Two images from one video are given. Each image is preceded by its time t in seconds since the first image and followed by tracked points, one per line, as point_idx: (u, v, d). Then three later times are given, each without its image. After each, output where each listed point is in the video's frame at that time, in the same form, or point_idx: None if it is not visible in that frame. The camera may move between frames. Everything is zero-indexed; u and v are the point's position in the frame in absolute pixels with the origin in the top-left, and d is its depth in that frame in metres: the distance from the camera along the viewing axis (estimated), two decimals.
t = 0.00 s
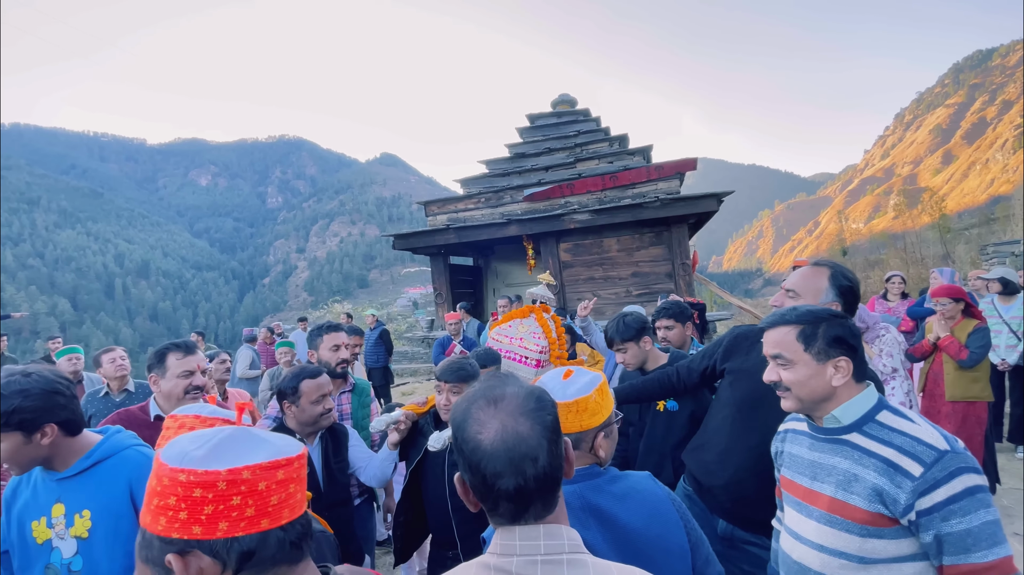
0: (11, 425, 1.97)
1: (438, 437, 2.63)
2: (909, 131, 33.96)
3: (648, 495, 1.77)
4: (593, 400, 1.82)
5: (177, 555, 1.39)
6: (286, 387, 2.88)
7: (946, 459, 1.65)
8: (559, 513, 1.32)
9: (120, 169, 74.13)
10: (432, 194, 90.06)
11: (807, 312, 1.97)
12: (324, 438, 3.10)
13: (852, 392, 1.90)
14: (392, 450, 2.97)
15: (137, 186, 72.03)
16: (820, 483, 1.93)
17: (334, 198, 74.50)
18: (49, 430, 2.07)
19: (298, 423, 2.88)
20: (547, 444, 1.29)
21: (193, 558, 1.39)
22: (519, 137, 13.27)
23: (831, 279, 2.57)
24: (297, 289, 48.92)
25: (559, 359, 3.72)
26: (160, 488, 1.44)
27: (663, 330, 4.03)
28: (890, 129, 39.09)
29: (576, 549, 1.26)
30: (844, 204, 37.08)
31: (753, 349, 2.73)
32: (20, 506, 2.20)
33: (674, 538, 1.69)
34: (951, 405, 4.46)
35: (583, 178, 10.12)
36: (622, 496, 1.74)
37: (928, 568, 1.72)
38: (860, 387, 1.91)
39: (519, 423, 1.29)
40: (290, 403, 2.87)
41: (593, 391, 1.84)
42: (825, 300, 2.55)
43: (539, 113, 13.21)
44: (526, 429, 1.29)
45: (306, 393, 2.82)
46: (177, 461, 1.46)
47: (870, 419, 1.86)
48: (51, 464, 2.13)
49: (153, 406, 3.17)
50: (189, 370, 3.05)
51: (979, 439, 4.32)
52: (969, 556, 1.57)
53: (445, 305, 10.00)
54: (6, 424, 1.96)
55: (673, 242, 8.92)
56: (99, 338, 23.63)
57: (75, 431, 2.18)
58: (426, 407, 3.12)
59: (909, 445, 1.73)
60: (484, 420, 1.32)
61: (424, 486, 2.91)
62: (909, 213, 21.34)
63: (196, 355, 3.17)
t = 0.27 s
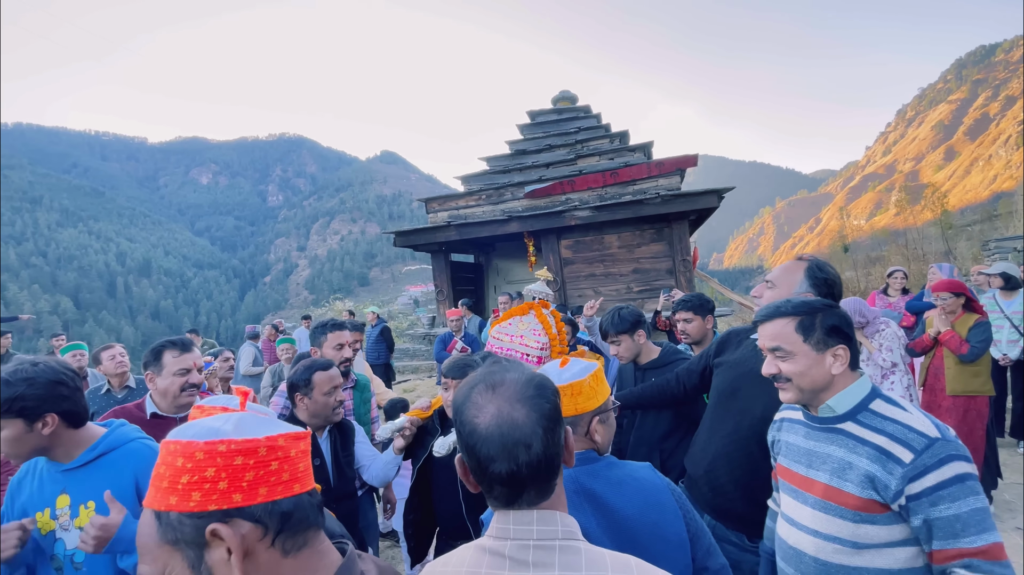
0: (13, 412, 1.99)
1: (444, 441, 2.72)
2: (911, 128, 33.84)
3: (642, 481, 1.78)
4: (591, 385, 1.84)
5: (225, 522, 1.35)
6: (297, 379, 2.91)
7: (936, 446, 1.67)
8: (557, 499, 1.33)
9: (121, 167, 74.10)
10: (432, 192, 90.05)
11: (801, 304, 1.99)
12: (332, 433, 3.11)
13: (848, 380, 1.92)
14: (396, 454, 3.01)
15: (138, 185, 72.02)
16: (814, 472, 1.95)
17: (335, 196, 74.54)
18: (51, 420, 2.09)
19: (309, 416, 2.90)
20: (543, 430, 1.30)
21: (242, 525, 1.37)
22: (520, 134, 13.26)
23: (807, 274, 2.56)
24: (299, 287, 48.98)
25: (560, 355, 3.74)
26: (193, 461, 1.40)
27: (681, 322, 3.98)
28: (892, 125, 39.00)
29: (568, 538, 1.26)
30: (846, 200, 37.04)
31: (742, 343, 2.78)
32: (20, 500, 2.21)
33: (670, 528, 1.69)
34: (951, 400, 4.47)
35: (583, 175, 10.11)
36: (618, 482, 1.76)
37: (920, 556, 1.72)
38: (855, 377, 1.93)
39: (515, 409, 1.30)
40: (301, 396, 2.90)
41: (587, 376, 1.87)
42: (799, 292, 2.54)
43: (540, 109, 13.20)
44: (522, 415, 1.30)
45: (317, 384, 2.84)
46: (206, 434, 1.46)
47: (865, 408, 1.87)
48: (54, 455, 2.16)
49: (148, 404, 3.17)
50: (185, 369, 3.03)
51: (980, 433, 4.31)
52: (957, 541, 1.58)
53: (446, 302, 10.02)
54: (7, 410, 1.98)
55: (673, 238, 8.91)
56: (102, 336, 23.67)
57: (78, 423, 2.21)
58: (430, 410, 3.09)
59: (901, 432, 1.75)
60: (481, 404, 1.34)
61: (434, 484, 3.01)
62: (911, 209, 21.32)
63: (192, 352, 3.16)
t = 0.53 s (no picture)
0: (32, 400, 2.10)
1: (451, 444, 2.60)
2: (919, 120, 33.49)
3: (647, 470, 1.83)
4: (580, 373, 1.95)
5: (302, 476, 1.39)
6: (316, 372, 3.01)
7: (903, 420, 1.84)
8: (572, 486, 1.35)
9: (128, 168, 74.30)
10: (436, 190, 90.03)
11: (768, 312, 2.10)
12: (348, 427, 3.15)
13: (837, 369, 2.05)
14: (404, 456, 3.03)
15: (144, 185, 72.30)
16: (808, 457, 2.09)
17: (339, 195, 74.77)
18: (68, 409, 2.17)
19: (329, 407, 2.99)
20: (554, 419, 1.32)
21: (317, 482, 1.42)
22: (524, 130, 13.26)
23: (780, 259, 2.92)
24: (305, 286, 49.19)
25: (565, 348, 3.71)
26: (278, 415, 1.45)
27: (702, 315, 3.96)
28: (899, 118, 38.61)
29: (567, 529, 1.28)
30: (853, 194, 36.75)
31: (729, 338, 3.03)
32: (39, 493, 2.27)
33: (678, 515, 1.71)
34: (961, 392, 4.45)
35: (588, 170, 10.10)
36: (622, 469, 1.81)
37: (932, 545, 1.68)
38: (840, 365, 2.06)
39: (527, 396, 1.33)
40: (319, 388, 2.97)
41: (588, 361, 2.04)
42: (774, 277, 2.89)
43: (544, 105, 13.17)
44: (533, 403, 1.33)
45: (333, 377, 2.94)
46: (286, 392, 1.51)
47: (854, 395, 1.99)
48: (71, 447, 2.23)
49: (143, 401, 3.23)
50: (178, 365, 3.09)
51: (989, 425, 4.29)
52: (902, 498, 1.70)
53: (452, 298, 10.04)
54: (25, 399, 2.09)
55: (679, 233, 8.89)
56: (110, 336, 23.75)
57: (97, 414, 2.28)
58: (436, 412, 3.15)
59: (875, 411, 1.91)
60: (496, 388, 1.37)
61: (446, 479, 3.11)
62: (920, 202, 21.11)
63: (185, 349, 3.22)
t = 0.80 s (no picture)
0: (62, 397, 2.16)
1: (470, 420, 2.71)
2: (923, 112, 33.31)
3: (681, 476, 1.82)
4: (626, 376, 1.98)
5: (371, 467, 1.48)
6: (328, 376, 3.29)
7: (896, 415, 1.87)
8: (596, 491, 1.44)
9: (131, 171, 74.56)
10: (438, 189, 90.03)
11: (762, 316, 2.13)
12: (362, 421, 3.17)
13: (834, 369, 2.07)
14: (420, 442, 3.03)
15: (149, 188, 72.54)
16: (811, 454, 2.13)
17: (342, 195, 74.92)
18: (96, 404, 2.24)
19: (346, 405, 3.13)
20: (561, 431, 1.38)
21: (379, 476, 1.51)
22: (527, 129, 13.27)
23: (751, 263, 2.95)
24: (309, 286, 49.35)
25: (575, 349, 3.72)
26: (354, 406, 1.55)
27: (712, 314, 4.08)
28: (903, 110, 38.31)
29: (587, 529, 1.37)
30: (857, 187, 36.52)
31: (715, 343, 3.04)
32: (62, 490, 2.32)
33: (706, 512, 1.75)
34: (968, 387, 4.45)
35: (592, 168, 10.11)
36: (654, 468, 1.83)
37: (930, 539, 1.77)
38: (835, 365, 2.08)
39: (541, 404, 1.42)
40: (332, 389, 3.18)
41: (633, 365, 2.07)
42: (747, 281, 2.91)
43: (547, 104, 13.18)
44: (546, 413, 1.40)
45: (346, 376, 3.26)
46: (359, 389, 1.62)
47: (851, 393, 2.02)
48: (97, 444, 2.29)
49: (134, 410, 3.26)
50: (169, 373, 3.10)
51: (996, 420, 4.30)
52: (898, 488, 1.74)
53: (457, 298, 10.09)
54: (55, 395, 2.15)
55: (684, 230, 8.89)
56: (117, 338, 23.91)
57: (121, 412, 2.34)
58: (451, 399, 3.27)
59: (872, 407, 1.95)
60: (522, 390, 1.48)
61: (461, 472, 3.14)
62: (925, 195, 20.97)
63: (177, 358, 3.24)
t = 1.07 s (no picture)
0: (83, 406, 2.22)
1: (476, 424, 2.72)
2: (925, 105, 33.23)
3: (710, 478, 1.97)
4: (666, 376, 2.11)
5: (410, 465, 1.53)
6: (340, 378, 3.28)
7: (912, 407, 1.90)
8: (607, 493, 1.46)
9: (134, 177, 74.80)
10: (439, 189, 90.09)
11: (785, 304, 2.15)
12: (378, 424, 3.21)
13: (851, 363, 2.09)
14: (430, 447, 3.02)
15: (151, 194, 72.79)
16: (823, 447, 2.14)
17: (344, 198, 75.11)
18: (116, 413, 2.29)
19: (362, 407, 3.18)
20: (558, 431, 1.44)
21: (416, 473, 1.56)
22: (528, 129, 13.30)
23: (723, 261, 3.02)
24: (312, 289, 49.50)
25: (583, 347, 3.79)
26: (396, 405, 1.57)
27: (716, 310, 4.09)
28: (905, 103, 38.16)
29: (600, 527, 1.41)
30: (860, 181, 36.40)
31: (701, 341, 3.21)
32: (84, 496, 2.36)
33: (735, 505, 1.91)
34: (974, 379, 4.45)
35: (594, 167, 10.13)
36: (693, 469, 1.97)
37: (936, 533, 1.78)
38: (853, 359, 2.10)
39: (545, 404, 1.49)
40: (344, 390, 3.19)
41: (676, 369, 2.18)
42: (721, 279, 2.97)
43: (547, 104, 13.20)
44: (550, 410, 1.47)
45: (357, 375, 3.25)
46: (396, 387, 1.64)
47: (867, 386, 2.04)
48: (118, 450, 2.34)
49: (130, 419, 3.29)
50: (162, 384, 3.11)
51: (1002, 412, 4.31)
52: (909, 477, 1.76)
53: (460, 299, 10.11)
54: (76, 405, 2.21)
55: (687, 227, 8.90)
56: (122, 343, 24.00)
57: (140, 419, 2.40)
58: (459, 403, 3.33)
59: (888, 399, 1.97)
60: (540, 385, 1.55)
61: (471, 474, 3.18)
62: (928, 188, 20.88)
63: (168, 367, 3.25)
